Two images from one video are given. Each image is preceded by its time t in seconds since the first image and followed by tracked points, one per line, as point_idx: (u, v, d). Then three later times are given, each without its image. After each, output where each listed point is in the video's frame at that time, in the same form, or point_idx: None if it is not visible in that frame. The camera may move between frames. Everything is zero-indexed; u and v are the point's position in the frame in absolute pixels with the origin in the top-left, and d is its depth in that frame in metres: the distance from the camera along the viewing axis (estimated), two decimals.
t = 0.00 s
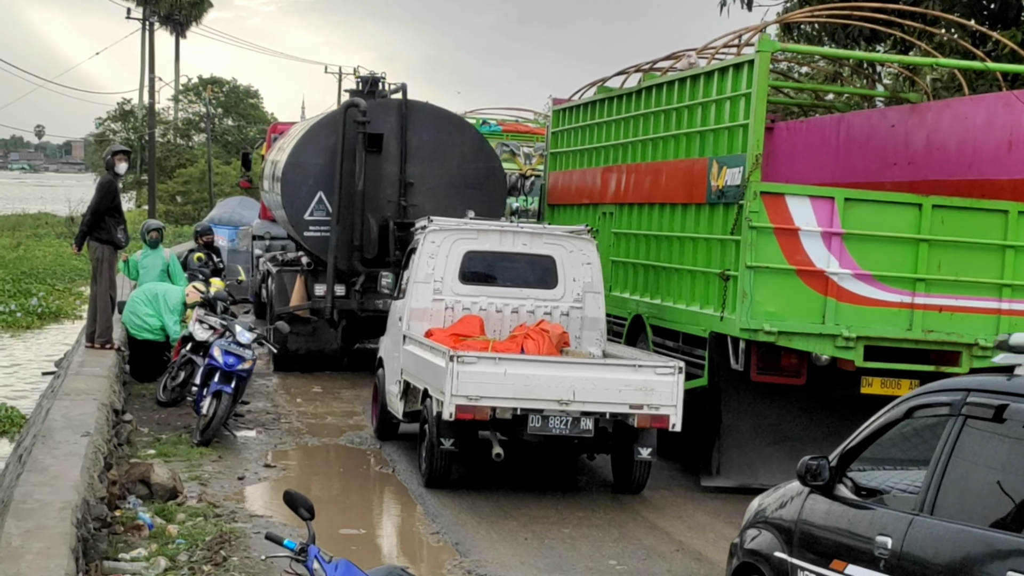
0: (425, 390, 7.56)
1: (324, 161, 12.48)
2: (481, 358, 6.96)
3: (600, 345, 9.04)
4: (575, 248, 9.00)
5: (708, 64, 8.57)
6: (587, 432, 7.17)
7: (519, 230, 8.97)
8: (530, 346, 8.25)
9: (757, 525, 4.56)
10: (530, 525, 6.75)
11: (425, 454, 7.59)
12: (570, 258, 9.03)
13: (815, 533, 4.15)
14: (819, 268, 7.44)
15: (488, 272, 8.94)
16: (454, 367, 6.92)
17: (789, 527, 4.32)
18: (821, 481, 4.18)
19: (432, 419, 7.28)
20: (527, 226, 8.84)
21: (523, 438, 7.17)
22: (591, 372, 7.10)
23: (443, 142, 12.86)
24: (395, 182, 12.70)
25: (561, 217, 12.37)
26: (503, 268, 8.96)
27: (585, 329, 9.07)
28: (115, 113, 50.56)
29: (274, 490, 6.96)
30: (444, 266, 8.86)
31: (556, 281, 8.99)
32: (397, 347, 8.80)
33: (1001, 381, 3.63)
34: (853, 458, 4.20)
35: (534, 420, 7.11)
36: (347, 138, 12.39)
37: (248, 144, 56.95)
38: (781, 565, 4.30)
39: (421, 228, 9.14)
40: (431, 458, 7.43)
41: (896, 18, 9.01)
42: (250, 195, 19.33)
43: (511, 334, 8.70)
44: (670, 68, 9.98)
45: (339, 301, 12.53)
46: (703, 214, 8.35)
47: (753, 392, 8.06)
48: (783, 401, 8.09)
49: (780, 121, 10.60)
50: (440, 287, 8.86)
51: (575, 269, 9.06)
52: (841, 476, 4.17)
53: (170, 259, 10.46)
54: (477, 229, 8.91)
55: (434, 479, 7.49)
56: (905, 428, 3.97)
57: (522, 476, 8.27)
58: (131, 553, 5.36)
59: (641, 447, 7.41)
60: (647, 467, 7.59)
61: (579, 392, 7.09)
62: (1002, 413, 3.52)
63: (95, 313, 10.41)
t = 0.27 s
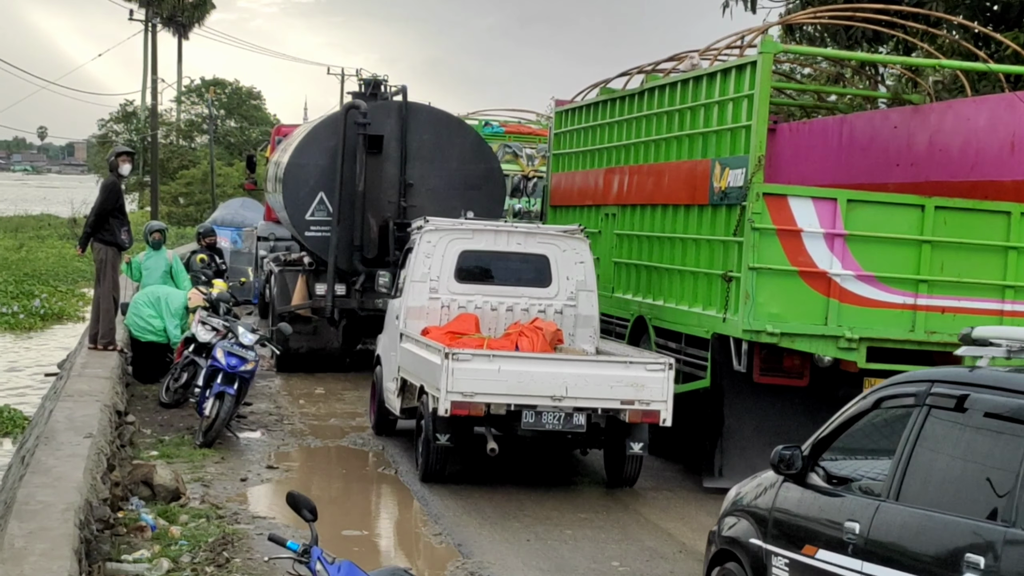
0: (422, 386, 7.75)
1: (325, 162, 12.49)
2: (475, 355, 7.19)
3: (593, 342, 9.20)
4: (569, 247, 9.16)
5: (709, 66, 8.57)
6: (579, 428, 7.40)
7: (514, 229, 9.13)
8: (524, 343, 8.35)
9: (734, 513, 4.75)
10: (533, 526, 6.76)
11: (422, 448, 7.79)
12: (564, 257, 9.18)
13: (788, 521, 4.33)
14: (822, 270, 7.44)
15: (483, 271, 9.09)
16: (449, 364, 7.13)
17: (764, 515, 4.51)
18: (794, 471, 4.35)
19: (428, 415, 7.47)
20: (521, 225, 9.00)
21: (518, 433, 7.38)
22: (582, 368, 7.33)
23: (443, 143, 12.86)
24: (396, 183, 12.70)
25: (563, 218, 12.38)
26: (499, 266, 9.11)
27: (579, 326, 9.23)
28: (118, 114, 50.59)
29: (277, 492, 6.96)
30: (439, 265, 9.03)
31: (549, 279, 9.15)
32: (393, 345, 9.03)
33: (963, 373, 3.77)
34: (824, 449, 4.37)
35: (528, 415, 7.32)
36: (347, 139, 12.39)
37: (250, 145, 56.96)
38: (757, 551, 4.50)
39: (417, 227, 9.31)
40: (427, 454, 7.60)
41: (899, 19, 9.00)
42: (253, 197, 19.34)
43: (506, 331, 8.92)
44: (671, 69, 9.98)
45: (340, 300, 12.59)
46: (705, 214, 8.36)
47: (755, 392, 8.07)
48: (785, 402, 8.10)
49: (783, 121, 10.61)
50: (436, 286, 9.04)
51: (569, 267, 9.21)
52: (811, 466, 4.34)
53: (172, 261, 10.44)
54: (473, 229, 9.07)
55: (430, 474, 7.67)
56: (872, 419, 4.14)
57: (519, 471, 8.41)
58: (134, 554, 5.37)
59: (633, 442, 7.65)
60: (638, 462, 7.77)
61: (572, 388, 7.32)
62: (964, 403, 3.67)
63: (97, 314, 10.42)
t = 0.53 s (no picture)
0: (417, 382, 7.91)
1: (325, 161, 12.49)
2: (469, 351, 7.33)
3: (586, 338, 9.50)
4: (563, 246, 9.43)
5: (710, 65, 8.57)
6: (571, 422, 7.54)
7: (508, 229, 9.38)
8: (518, 340, 8.61)
9: (713, 502, 4.89)
10: (535, 526, 6.76)
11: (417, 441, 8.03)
12: (557, 256, 9.46)
13: (763, 509, 4.46)
14: (824, 270, 7.44)
15: (478, 269, 9.35)
16: (444, 360, 7.27)
17: (740, 504, 4.64)
18: (769, 461, 4.48)
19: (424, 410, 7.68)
20: (515, 225, 9.26)
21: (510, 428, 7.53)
22: (574, 364, 7.46)
23: (442, 143, 12.87)
24: (395, 182, 12.70)
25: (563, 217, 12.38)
26: (493, 265, 9.38)
27: (572, 323, 9.50)
28: (119, 115, 50.61)
29: (279, 493, 6.95)
30: (435, 263, 9.31)
31: (543, 278, 9.43)
32: (390, 342, 9.25)
33: (929, 365, 3.91)
34: (797, 439, 4.52)
35: (521, 410, 7.46)
36: (346, 139, 12.39)
37: (252, 145, 56.95)
38: (734, 539, 4.63)
39: (414, 227, 9.58)
40: (423, 447, 7.83)
41: (900, 19, 9.00)
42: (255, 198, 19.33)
43: (500, 329, 9.14)
44: (672, 70, 9.99)
45: (340, 297, 12.57)
46: (706, 214, 8.37)
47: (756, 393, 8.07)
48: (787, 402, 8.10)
49: (784, 121, 10.62)
50: (432, 284, 9.33)
51: (562, 266, 9.48)
52: (785, 455, 4.48)
53: (174, 261, 10.44)
54: (468, 229, 9.34)
55: (426, 466, 7.90)
56: (842, 410, 4.28)
57: (514, 465, 8.64)
58: (136, 555, 5.37)
59: (625, 437, 7.80)
60: (630, 455, 7.97)
61: (564, 383, 7.44)
62: (928, 394, 3.80)
63: (99, 314, 10.42)
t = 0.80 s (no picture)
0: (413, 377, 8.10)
1: (325, 160, 12.49)
2: (463, 346, 7.55)
3: (579, 334, 9.53)
4: (556, 244, 9.51)
5: (712, 65, 8.56)
6: (563, 415, 7.76)
7: (501, 227, 9.46)
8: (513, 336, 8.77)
9: (692, 490, 4.97)
10: (536, 527, 6.75)
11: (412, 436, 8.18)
12: (550, 253, 9.53)
13: (739, 497, 4.55)
14: (825, 270, 7.44)
15: (473, 267, 9.41)
16: (439, 355, 7.49)
17: (717, 492, 4.73)
18: (745, 450, 4.57)
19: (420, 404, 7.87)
20: (508, 224, 9.34)
21: (505, 421, 7.74)
22: (566, 358, 7.69)
23: (441, 142, 12.87)
24: (394, 181, 12.69)
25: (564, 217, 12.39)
26: (487, 262, 9.44)
27: (565, 320, 9.56)
28: (120, 114, 50.61)
29: (281, 493, 6.95)
30: (431, 261, 9.36)
31: (537, 275, 9.49)
32: (388, 338, 9.36)
33: (897, 356, 4.01)
34: (772, 428, 4.61)
35: (514, 404, 7.67)
36: (346, 138, 12.38)
37: (253, 144, 56.91)
38: (712, 526, 4.72)
39: (410, 226, 9.67)
40: (418, 441, 8.00)
41: (902, 20, 9.01)
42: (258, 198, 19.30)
43: (495, 325, 9.19)
44: (674, 70, 9.98)
45: (339, 295, 12.60)
46: (708, 214, 8.36)
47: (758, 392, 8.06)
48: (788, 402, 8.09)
49: (786, 122, 10.62)
50: (427, 282, 9.36)
51: (555, 263, 9.55)
52: (761, 444, 4.57)
53: (177, 261, 10.49)
54: (462, 228, 9.43)
55: (420, 460, 8.06)
56: (815, 400, 4.38)
57: (508, 461, 8.76)
58: (137, 554, 5.38)
59: (616, 430, 8.06)
60: (621, 448, 8.16)
61: (556, 377, 7.68)
62: (895, 384, 3.90)
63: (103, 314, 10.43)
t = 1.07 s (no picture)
0: (408, 372, 8.24)
1: (325, 157, 12.49)
2: (457, 341, 7.70)
3: (571, 330, 9.63)
4: (549, 242, 9.61)
5: (713, 64, 8.56)
6: (555, 409, 7.90)
7: (494, 225, 9.51)
8: (505, 331, 8.81)
9: (672, 479, 5.13)
10: (537, 525, 6.76)
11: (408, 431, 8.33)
12: (543, 251, 9.62)
13: (717, 485, 4.71)
14: (826, 270, 7.43)
15: (466, 264, 9.49)
16: (433, 349, 7.66)
17: (696, 480, 4.89)
18: (722, 440, 4.74)
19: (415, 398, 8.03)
20: (502, 222, 9.41)
21: (498, 415, 7.87)
22: (558, 353, 7.84)
23: (439, 140, 12.87)
24: (393, 179, 12.69)
25: (564, 216, 12.39)
26: (481, 259, 9.51)
27: (558, 316, 9.65)
28: (121, 113, 50.59)
29: (281, 492, 6.94)
30: (426, 258, 9.43)
31: (530, 272, 9.58)
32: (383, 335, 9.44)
33: (864, 347, 4.17)
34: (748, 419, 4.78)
35: (507, 398, 7.82)
36: (345, 136, 12.38)
37: (253, 144, 56.97)
38: (690, 514, 4.89)
39: (406, 224, 9.73)
40: (413, 434, 8.16)
41: (903, 19, 9.00)
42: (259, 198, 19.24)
43: (489, 321, 9.25)
44: (675, 70, 9.97)
45: (336, 289, 12.56)
46: (709, 213, 8.36)
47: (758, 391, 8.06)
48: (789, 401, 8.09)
49: (787, 121, 10.62)
50: (422, 279, 9.44)
51: (548, 260, 9.64)
52: (737, 434, 4.74)
53: (177, 260, 10.46)
54: (456, 225, 9.48)
55: (416, 453, 8.22)
56: (789, 391, 4.54)
57: (503, 454, 8.96)
58: (139, 553, 5.37)
59: (608, 423, 8.24)
60: (611, 441, 8.31)
61: (548, 371, 7.82)
62: (863, 374, 4.06)
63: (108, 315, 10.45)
